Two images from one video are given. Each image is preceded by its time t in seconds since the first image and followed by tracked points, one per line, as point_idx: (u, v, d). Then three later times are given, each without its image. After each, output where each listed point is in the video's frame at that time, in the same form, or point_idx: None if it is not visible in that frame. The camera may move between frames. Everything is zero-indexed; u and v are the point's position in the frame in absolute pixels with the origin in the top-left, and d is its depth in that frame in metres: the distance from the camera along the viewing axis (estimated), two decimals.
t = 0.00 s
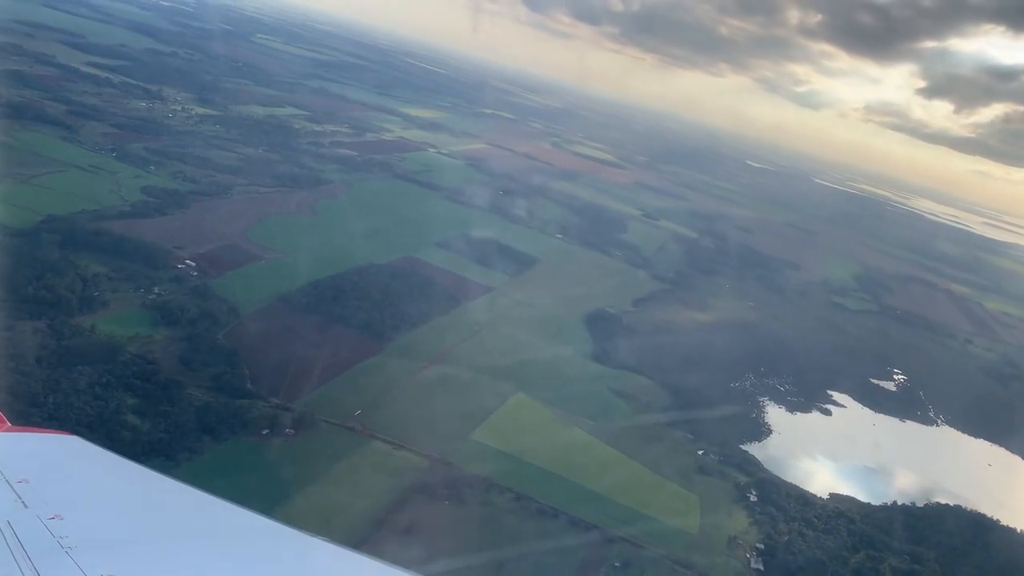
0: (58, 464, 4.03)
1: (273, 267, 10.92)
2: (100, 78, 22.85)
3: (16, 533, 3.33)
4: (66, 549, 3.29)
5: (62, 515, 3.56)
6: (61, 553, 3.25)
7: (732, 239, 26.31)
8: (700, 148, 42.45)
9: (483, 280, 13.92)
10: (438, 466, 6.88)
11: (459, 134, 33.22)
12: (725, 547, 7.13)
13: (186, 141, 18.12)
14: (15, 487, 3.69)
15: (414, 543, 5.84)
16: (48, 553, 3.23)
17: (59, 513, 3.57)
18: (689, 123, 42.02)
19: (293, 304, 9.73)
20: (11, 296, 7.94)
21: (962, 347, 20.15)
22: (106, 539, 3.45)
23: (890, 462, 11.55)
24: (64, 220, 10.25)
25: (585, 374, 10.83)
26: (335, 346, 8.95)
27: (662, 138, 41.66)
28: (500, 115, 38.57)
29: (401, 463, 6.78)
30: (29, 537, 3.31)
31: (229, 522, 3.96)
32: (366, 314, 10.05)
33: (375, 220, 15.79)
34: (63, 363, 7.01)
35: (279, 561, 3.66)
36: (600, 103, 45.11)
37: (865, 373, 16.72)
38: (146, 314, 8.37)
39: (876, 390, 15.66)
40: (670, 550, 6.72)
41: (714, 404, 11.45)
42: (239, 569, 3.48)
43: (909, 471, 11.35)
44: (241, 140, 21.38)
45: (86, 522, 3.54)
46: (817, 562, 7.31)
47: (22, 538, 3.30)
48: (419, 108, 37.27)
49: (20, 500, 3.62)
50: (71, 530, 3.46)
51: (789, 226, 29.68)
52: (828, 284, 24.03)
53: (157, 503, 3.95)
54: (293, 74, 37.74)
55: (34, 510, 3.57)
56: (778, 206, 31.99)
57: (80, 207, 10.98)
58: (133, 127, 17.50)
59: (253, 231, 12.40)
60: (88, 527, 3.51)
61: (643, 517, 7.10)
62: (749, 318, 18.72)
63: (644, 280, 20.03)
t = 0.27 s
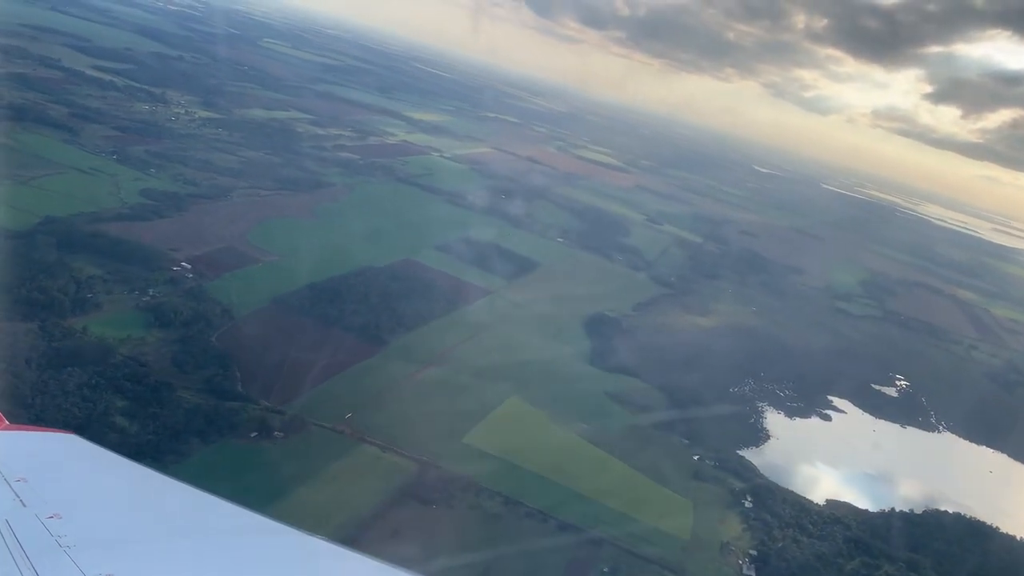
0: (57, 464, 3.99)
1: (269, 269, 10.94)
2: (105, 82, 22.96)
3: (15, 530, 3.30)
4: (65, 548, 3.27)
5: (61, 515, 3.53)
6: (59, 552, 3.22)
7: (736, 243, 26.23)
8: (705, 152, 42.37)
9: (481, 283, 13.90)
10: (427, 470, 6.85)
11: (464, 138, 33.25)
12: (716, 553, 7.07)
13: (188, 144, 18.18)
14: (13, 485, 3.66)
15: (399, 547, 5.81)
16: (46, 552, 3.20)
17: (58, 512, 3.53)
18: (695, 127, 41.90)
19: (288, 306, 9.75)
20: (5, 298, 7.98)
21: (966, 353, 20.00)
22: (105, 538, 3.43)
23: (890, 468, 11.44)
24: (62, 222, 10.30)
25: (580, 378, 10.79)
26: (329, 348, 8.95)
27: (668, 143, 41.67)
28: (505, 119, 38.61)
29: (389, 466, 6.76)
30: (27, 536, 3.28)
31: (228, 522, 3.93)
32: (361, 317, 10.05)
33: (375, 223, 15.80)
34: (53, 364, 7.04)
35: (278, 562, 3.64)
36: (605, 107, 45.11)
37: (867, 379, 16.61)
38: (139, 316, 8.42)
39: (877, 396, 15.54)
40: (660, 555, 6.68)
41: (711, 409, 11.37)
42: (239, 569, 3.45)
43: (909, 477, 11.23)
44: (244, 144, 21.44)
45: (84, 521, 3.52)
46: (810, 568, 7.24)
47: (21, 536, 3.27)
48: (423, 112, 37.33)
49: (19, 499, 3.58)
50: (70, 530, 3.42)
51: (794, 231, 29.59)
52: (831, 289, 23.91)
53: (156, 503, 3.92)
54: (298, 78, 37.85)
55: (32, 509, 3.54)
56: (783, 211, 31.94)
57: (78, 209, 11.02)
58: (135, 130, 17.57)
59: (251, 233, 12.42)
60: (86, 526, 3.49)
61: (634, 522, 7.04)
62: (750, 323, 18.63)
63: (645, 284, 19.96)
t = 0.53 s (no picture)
0: (56, 464, 3.97)
1: (266, 272, 10.94)
2: (110, 85, 23.09)
3: (14, 531, 3.28)
4: (63, 548, 3.24)
5: (60, 515, 3.51)
6: (58, 552, 3.20)
7: (740, 248, 26.14)
8: (711, 157, 42.30)
9: (480, 287, 13.88)
10: (416, 474, 6.82)
11: (468, 143, 33.29)
12: (710, 558, 7.01)
13: (191, 147, 18.25)
14: (11, 485, 3.63)
15: (385, 551, 5.77)
16: (46, 553, 3.18)
17: (57, 513, 3.51)
18: (700, 131, 41.81)
19: (283, 309, 9.75)
20: None
21: (971, 360, 19.87)
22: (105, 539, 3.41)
23: (891, 475, 11.33)
24: (59, 224, 10.33)
25: (577, 382, 10.73)
26: (322, 351, 8.94)
27: (673, 149, 41.66)
28: (510, 124, 38.66)
29: (378, 470, 6.74)
30: (25, 536, 3.26)
31: (228, 522, 3.91)
32: (356, 320, 10.03)
33: (375, 226, 15.81)
34: (44, 364, 7.06)
35: (278, 561, 3.62)
36: (610, 111, 45.09)
37: (870, 385, 16.49)
38: (133, 318, 8.45)
39: (879, 402, 15.43)
40: (651, 561, 6.62)
41: (710, 414, 11.33)
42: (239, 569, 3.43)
43: (909, 483, 11.12)
44: (247, 147, 21.51)
45: (84, 522, 3.49)
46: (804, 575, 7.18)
47: (20, 537, 3.25)
48: (428, 116, 37.40)
49: (18, 500, 3.56)
50: (70, 530, 3.41)
51: (799, 236, 29.46)
52: (835, 295, 23.80)
53: (155, 502, 3.90)
54: (304, 82, 37.98)
55: (30, 509, 3.52)
56: (788, 217, 31.88)
57: (77, 212, 11.06)
58: (138, 133, 17.66)
59: (249, 236, 12.45)
60: (85, 527, 3.47)
61: (627, 528, 6.98)
62: (752, 328, 18.55)
63: (647, 288, 19.90)
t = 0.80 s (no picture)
0: (56, 466, 3.95)
1: (263, 274, 10.94)
2: (115, 88, 23.21)
3: (14, 532, 3.25)
4: (63, 550, 3.22)
5: (59, 516, 3.48)
6: (59, 554, 3.18)
7: (744, 253, 26.02)
8: (717, 161, 42.17)
9: (479, 289, 13.84)
10: (405, 478, 6.80)
11: (473, 146, 33.30)
12: (701, 564, 6.95)
13: (193, 150, 18.30)
14: (11, 488, 3.61)
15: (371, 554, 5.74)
16: (46, 554, 3.16)
17: (56, 514, 3.49)
18: (706, 136, 41.68)
19: (278, 311, 9.73)
20: None
21: (977, 366, 19.68)
22: (104, 541, 3.38)
23: (893, 481, 11.19)
24: (56, 225, 10.38)
25: (573, 386, 10.68)
26: (316, 353, 8.92)
27: (679, 154, 41.57)
28: (516, 127, 38.65)
29: (367, 474, 6.72)
30: (26, 538, 3.23)
31: (228, 524, 3.88)
32: (353, 322, 10.02)
33: (375, 228, 15.80)
34: (34, 365, 7.08)
35: (279, 561, 3.59)
36: (616, 116, 45.04)
37: (873, 391, 16.35)
38: (127, 320, 8.47)
39: (882, 408, 15.29)
40: (641, 567, 6.57)
41: (709, 418, 11.23)
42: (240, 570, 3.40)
43: (911, 489, 10.98)
44: (250, 150, 21.57)
45: (83, 524, 3.47)
46: None
47: (20, 538, 3.23)
48: (433, 119, 37.43)
49: (17, 501, 3.53)
50: (69, 532, 3.38)
51: (805, 241, 29.30)
52: (840, 300, 23.64)
53: (154, 504, 3.87)
54: (309, 85, 38.09)
55: (30, 511, 3.49)
56: (794, 223, 31.77)
57: (75, 213, 11.09)
58: (141, 135, 17.72)
59: (248, 237, 12.47)
60: (84, 529, 3.44)
61: (618, 534, 6.93)
62: (755, 333, 18.42)
63: (650, 292, 19.79)
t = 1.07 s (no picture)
0: (55, 463, 3.91)
1: (261, 274, 10.95)
2: (121, 90, 23.32)
3: (15, 534, 3.23)
4: (64, 552, 3.20)
5: (59, 517, 3.46)
6: (60, 557, 3.16)
7: (749, 256, 25.88)
8: (724, 164, 42.01)
9: (479, 291, 13.81)
10: (396, 480, 6.79)
11: (479, 148, 33.28)
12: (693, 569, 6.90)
13: (196, 151, 18.36)
14: (11, 487, 3.57)
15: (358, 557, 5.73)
16: (46, 557, 3.14)
17: (57, 516, 3.46)
18: (713, 139, 41.55)
19: (275, 311, 9.73)
20: None
21: (983, 371, 19.50)
22: (104, 541, 3.36)
23: (894, 485, 11.08)
24: (55, 225, 10.42)
25: (571, 387, 10.63)
26: (311, 354, 8.92)
27: (685, 157, 41.42)
28: (522, 129, 38.64)
29: (358, 475, 6.72)
30: (26, 540, 3.21)
31: (228, 522, 3.86)
32: (349, 323, 10.01)
33: (377, 230, 15.80)
34: (27, 365, 7.11)
35: (279, 561, 3.56)
36: (623, 118, 44.96)
37: (878, 395, 16.20)
38: (122, 320, 8.50)
39: (886, 413, 15.15)
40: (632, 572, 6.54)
41: (708, 421, 11.15)
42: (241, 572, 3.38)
43: (913, 494, 10.86)
44: (254, 152, 21.62)
45: (82, 524, 3.45)
46: None
47: (21, 540, 3.21)
48: (439, 121, 37.44)
49: (18, 502, 3.50)
50: (69, 533, 3.36)
51: (811, 245, 29.15)
52: (846, 303, 23.48)
53: (155, 503, 3.84)
54: (315, 87, 38.14)
55: (30, 511, 3.46)
56: (801, 226, 31.60)
57: (74, 214, 11.12)
58: (144, 137, 17.79)
59: (247, 238, 12.49)
60: (83, 529, 3.42)
61: (610, 538, 6.91)
62: (758, 336, 18.31)
63: (654, 295, 19.70)
